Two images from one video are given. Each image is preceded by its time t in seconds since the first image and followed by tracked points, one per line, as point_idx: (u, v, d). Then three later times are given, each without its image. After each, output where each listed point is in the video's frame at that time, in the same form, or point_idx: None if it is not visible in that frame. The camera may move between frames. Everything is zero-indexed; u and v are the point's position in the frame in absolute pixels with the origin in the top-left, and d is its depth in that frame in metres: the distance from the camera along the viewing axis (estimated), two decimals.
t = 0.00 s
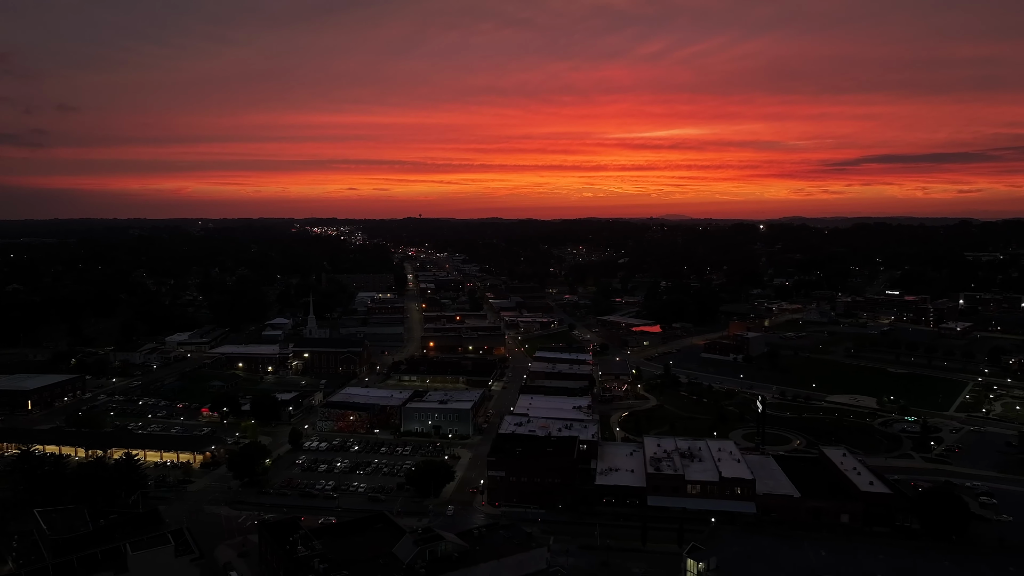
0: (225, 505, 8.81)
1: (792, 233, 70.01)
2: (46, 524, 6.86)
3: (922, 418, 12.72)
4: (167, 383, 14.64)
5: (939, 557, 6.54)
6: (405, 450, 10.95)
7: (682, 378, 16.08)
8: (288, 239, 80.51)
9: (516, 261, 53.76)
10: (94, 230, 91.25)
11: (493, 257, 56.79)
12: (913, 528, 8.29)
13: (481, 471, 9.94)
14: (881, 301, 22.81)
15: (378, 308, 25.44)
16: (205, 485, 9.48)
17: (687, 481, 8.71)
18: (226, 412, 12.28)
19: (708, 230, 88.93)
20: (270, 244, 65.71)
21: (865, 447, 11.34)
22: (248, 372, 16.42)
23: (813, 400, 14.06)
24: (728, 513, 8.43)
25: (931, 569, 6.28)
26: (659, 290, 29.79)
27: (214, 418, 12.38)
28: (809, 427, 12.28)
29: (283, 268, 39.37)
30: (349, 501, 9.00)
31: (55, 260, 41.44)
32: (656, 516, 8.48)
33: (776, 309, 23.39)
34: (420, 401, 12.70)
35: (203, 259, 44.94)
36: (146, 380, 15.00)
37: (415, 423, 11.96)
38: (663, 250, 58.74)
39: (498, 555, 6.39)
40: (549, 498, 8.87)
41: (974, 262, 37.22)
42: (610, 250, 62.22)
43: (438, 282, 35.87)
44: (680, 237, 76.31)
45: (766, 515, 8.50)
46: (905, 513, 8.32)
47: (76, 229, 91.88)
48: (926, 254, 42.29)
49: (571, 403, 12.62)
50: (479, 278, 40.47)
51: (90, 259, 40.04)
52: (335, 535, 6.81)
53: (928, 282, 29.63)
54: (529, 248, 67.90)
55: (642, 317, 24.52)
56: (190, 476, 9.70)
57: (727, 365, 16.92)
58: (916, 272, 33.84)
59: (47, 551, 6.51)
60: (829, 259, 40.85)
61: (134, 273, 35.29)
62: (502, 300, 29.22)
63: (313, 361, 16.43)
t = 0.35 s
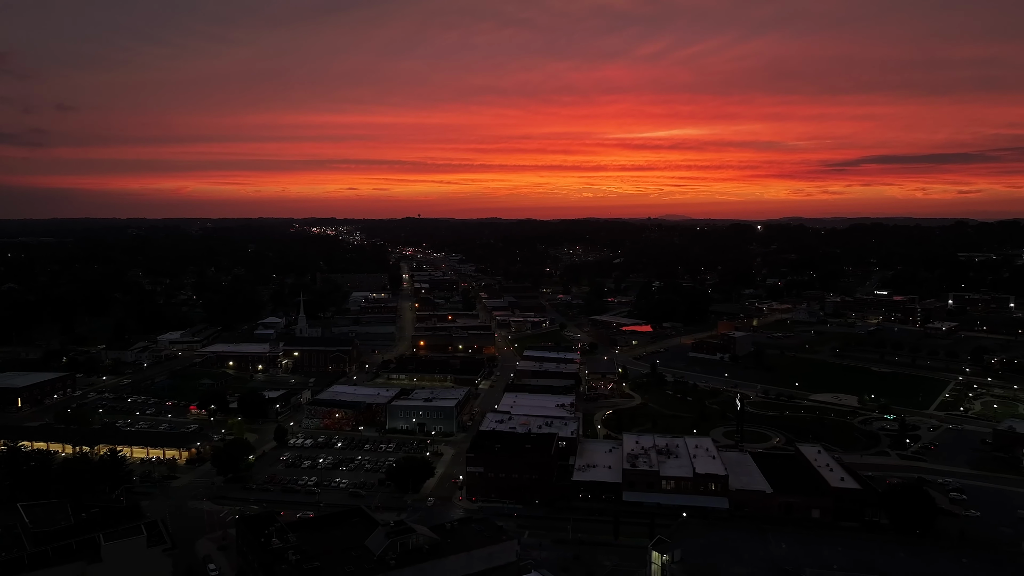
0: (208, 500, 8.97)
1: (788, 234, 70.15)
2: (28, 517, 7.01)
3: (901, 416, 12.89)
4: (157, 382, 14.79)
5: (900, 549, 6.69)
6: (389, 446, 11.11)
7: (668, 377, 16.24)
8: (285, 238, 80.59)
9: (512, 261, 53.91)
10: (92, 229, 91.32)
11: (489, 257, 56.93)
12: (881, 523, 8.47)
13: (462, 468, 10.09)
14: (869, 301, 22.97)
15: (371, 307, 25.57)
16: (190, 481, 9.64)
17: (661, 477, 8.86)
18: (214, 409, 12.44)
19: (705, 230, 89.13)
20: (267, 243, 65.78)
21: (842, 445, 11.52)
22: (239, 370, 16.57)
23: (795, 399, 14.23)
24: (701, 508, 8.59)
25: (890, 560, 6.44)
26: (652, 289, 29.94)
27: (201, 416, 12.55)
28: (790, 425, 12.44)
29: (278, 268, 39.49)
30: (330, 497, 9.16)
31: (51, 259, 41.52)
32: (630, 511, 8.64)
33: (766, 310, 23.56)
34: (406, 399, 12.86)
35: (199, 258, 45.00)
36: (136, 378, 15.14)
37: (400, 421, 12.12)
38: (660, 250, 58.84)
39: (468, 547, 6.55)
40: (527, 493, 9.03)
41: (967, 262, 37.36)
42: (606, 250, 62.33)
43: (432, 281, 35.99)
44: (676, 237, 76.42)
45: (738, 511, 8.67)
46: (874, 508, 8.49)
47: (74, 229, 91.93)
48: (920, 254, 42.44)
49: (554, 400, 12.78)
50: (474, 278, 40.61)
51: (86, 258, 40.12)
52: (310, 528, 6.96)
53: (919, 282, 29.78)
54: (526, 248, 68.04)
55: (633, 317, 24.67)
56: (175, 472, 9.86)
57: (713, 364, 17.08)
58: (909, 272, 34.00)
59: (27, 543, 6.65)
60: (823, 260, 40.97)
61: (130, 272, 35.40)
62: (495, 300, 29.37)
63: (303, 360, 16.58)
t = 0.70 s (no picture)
0: (188, 497, 9.10)
1: (785, 234, 70.38)
2: (5, 512, 7.12)
3: (881, 414, 13.00)
4: (145, 380, 14.90)
5: (861, 544, 6.80)
6: (371, 444, 11.23)
7: (654, 376, 16.37)
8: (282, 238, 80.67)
9: (508, 261, 54.07)
10: (91, 229, 91.39)
11: (486, 257, 57.08)
12: (850, 519, 8.59)
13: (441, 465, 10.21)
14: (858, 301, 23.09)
15: (363, 307, 25.68)
16: (171, 478, 9.77)
17: (635, 474, 9.00)
18: (199, 408, 12.55)
19: (703, 230, 89.32)
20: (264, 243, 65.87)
21: (820, 443, 11.65)
22: (228, 369, 16.68)
23: (778, 398, 14.37)
24: (673, 505, 8.72)
25: (850, 555, 6.55)
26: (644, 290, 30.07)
27: (187, 414, 12.66)
28: (770, 424, 12.57)
29: (274, 268, 39.61)
30: (309, 494, 9.28)
31: (47, 258, 41.62)
32: (604, 507, 8.76)
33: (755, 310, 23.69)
34: (390, 397, 12.97)
35: (195, 258, 45.13)
36: (124, 377, 15.26)
37: (384, 419, 12.23)
38: (656, 250, 59.06)
39: (436, 542, 6.68)
40: (503, 490, 9.15)
41: (959, 262, 37.46)
42: (603, 251, 62.46)
43: (427, 281, 36.13)
44: (674, 237, 76.65)
45: (711, 507, 8.78)
46: (843, 505, 8.61)
47: (72, 229, 91.98)
48: (914, 255, 42.61)
49: (537, 399, 12.88)
50: (469, 278, 40.74)
51: (82, 258, 40.22)
52: (282, 522, 7.08)
53: (910, 283, 29.90)
54: (523, 248, 68.16)
55: (623, 317, 24.78)
56: (157, 469, 9.98)
57: (699, 364, 17.22)
58: (901, 273, 34.13)
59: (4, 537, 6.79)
60: (817, 260, 41.11)
61: (125, 272, 35.53)
62: (488, 300, 29.50)
63: (292, 359, 16.71)
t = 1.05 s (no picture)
0: (167, 494, 9.17)
1: (781, 234, 70.55)
2: None
3: (862, 414, 13.08)
4: (133, 379, 14.98)
5: (824, 540, 6.89)
6: (353, 443, 11.30)
7: (641, 376, 16.45)
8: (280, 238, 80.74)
9: (504, 261, 54.18)
10: (89, 229, 91.45)
11: (482, 257, 57.17)
12: (823, 517, 8.66)
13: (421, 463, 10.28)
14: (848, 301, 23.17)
15: (355, 307, 25.74)
16: (152, 476, 9.84)
17: (610, 472, 9.08)
18: (183, 406, 12.62)
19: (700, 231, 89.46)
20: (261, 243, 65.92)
21: (800, 442, 11.73)
22: (216, 369, 16.76)
23: (762, 397, 14.45)
24: (647, 503, 8.80)
25: (812, 551, 6.63)
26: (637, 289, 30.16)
27: (172, 413, 12.74)
28: (751, 424, 12.66)
29: (269, 267, 39.67)
30: (288, 491, 9.36)
31: (42, 258, 41.67)
32: (580, 505, 8.84)
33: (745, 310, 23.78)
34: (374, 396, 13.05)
35: (191, 258, 45.18)
36: (112, 376, 15.33)
37: (367, 418, 12.31)
38: (652, 250, 59.22)
39: (405, 538, 6.74)
40: (479, 488, 9.23)
41: (952, 262, 37.56)
42: (599, 251, 62.55)
43: (421, 281, 36.21)
44: (671, 237, 76.78)
45: (685, 505, 8.86)
46: (816, 503, 8.67)
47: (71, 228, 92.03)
48: (908, 255, 42.72)
49: (520, 398, 12.96)
50: (464, 278, 40.83)
51: (77, 258, 40.27)
52: (254, 519, 7.14)
53: (902, 283, 29.99)
54: (520, 248, 68.28)
55: (614, 317, 24.85)
56: (138, 467, 10.06)
57: (686, 363, 17.30)
58: (893, 274, 34.23)
59: None
60: (811, 260, 41.22)
61: (119, 272, 35.56)
62: (480, 300, 29.55)
63: (280, 358, 16.79)
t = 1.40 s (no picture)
0: (144, 493, 9.20)
1: (778, 235, 70.65)
2: None
3: (843, 413, 13.12)
4: (119, 379, 15.02)
5: (789, 539, 6.92)
6: (333, 442, 11.34)
7: (627, 375, 16.48)
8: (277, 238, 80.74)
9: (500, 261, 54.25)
10: (86, 229, 91.46)
11: (478, 257, 57.23)
12: (795, 516, 8.68)
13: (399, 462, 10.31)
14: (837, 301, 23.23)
15: (346, 306, 25.77)
16: (131, 475, 9.87)
17: (585, 471, 9.11)
18: (166, 406, 12.65)
19: (697, 231, 89.55)
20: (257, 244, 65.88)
21: (779, 441, 11.78)
22: (203, 368, 16.78)
23: (745, 397, 14.49)
24: (621, 501, 8.84)
25: (776, 549, 6.66)
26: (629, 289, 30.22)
27: (155, 412, 12.78)
28: (732, 423, 12.70)
29: (263, 267, 39.73)
30: (265, 490, 9.40)
31: (36, 258, 41.66)
32: (554, 504, 8.88)
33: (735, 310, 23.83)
34: (357, 396, 13.09)
35: (186, 258, 45.22)
36: (98, 375, 15.36)
37: (349, 417, 12.34)
38: (647, 250, 59.29)
39: (372, 537, 6.78)
40: (454, 487, 9.26)
41: (945, 262, 37.62)
42: (595, 251, 62.57)
43: (414, 281, 36.24)
44: (667, 237, 76.93)
45: (659, 504, 8.91)
46: (788, 502, 8.70)
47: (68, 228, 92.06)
48: (902, 255, 42.77)
49: (502, 398, 12.99)
50: (458, 278, 40.89)
51: (71, 258, 40.28)
52: (223, 518, 7.16)
53: (893, 283, 30.04)
54: (517, 248, 68.34)
55: (605, 317, 24.89)
56: (116, 466, 10.09)
57: (672, 363, 17.34)
58: (886, 274, 34.28)
59: None
60: (805, 260, 41.25)
61: (113, 272, 35.58)
62: (473, 300, 29.58)
63: (267, 358, 16.84)
